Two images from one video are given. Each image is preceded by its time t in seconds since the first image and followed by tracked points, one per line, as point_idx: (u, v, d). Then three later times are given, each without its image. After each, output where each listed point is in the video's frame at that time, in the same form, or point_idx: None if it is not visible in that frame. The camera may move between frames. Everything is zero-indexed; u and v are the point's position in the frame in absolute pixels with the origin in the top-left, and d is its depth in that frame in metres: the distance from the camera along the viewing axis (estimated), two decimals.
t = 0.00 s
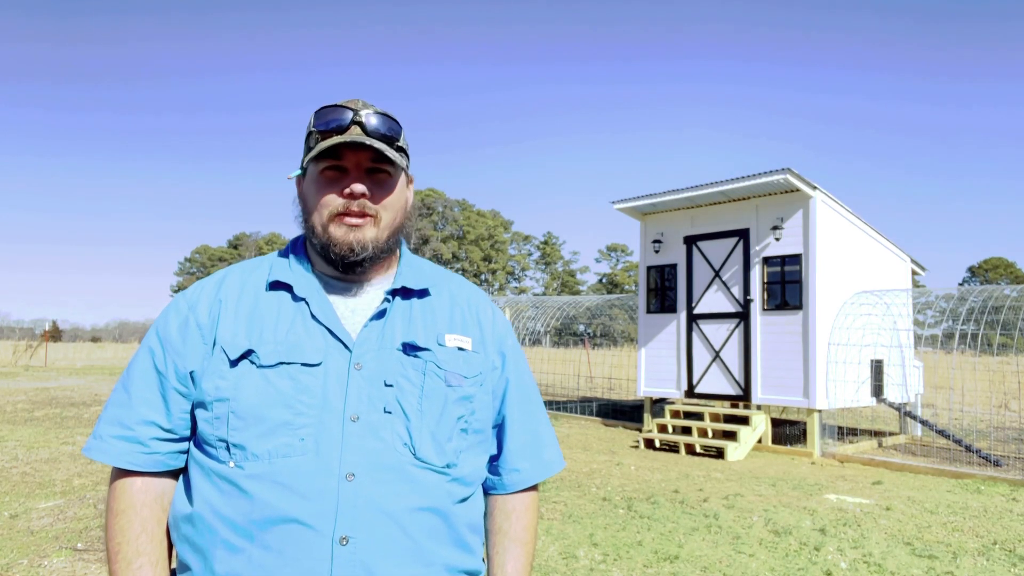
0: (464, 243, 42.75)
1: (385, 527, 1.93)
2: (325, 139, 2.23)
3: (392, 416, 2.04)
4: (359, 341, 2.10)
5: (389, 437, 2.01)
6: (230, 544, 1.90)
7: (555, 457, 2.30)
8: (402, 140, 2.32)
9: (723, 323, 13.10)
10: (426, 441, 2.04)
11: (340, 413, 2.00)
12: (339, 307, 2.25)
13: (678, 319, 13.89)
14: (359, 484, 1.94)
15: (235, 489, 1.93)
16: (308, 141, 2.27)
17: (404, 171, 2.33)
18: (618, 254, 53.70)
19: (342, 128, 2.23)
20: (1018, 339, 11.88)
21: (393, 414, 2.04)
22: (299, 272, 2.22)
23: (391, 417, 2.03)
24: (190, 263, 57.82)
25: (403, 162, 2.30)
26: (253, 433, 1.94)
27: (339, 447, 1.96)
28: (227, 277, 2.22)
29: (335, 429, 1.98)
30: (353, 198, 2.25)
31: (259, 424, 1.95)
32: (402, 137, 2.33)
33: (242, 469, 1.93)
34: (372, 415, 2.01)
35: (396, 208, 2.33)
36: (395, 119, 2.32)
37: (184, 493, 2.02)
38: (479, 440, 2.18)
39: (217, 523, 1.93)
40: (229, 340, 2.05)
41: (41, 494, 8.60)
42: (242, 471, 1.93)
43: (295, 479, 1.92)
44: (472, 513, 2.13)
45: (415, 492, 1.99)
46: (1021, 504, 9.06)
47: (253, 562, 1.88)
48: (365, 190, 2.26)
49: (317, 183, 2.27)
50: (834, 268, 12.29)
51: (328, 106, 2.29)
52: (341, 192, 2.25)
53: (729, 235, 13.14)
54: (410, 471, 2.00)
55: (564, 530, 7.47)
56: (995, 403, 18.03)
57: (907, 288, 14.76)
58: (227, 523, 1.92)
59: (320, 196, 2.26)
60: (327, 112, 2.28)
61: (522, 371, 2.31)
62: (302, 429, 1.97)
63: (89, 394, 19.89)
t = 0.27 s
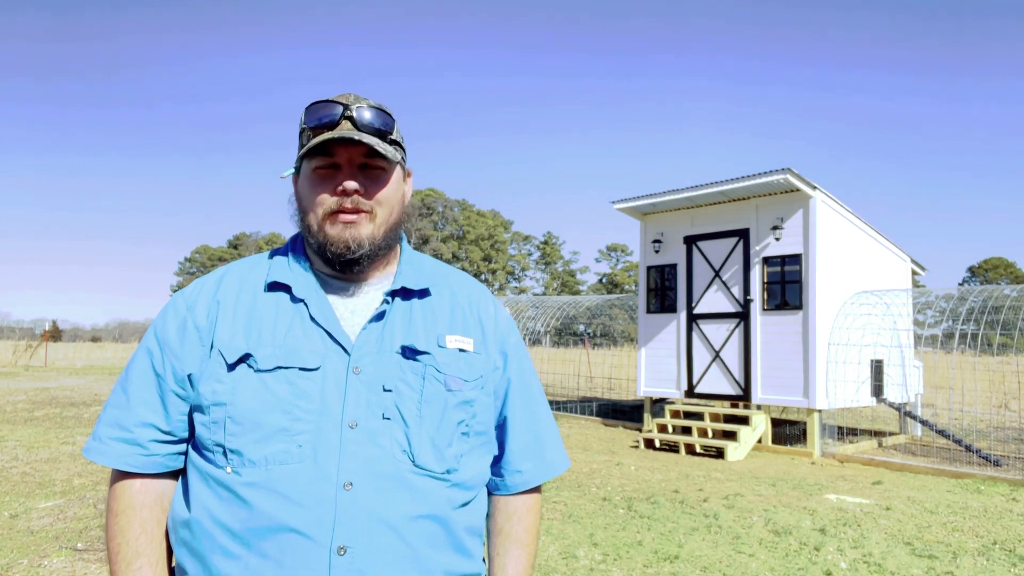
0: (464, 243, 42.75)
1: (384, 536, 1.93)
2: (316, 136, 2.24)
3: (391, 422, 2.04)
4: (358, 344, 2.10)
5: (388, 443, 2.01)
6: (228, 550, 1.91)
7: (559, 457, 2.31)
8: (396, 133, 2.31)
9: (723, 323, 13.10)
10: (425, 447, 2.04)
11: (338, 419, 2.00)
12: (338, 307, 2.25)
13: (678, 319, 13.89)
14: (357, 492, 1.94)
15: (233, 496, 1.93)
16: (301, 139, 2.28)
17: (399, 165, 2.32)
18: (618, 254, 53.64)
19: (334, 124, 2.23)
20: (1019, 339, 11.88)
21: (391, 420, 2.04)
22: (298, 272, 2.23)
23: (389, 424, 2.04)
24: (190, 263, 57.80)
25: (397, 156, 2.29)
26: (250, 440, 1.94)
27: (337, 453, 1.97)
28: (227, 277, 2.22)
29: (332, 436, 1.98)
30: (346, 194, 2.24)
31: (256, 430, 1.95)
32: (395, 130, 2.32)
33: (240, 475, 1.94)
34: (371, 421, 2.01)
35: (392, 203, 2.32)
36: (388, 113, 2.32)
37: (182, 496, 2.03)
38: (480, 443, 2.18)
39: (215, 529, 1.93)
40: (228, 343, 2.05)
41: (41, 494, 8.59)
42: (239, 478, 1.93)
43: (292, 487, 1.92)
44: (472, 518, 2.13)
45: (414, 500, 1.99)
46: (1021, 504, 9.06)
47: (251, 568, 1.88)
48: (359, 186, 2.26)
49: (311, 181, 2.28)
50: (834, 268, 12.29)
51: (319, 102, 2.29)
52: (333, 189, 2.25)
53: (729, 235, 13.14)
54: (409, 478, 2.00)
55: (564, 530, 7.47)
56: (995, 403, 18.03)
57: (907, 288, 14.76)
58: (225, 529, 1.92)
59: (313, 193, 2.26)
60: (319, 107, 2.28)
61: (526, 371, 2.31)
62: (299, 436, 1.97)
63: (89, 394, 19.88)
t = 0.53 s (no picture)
0: (464, 243, 42.75)
1: (389, 527, 1.93)
2: (312, 139, 2.24)
3: (395, 415, 2.04)
4: (362, 339, 2.10)
5: (393, 436, 2.01)
6: (233, 544, 1.90)
7: (561, 455, 2.30)
8: (391, 133, 2.31)
9: (723, 323, 13.11)
10: (429, 440, 2.04)
11: (342, 413, 2.00)
12: (341, 306, 2.25)
13: (678, 319, 13.89)
14: (362, 483, 1.94)
15: (238, 489, 1.93)
16: (298, 143, 2.28)
17: (396, 164, 2.32)
18: (618, 255, 53.59)
19: (328, 126, 2.23)
20: (1018, 339, 11.89)
21: (396, 413, 2.04)
22: (301, 271, 2.23)
23: (394, 416, 2.03)
24: (190, 263, 57.78)
25: (393, 155, 2.28)
26: (255, 433, 1.95)
27: (342, 445, 1.96)
28: (230, 277, 2.23)
29: (337, 428, 1.97)
30: (345, 195, 2.24)
31: (261, 423, 1.95)
32: (390, 130, 2.31)
33: (245, 468, 1.93)
34: (375, 414, 2.01)
35: (390, 203, 2.32)
36: (382, 114, 2.31)
37: (186, 494, 2.02)
38: (484, 438, 2.18)
39: (221, 523, 1.92)
40: (231, 339, 2.05)
41: (41, 494, 8.59)
42: (244, 471, 1.93)
43: (297, 478, 1.92)
44: (476, 512, 2.13)
45: (418, 492, 1.99)
46: (1021, 503, 9.06)
47: (255, 561, 1.88)
48: (356, 186, 2.25)
49: (309, 185, 2.28)
50: (834, 268, 12.29)
51: (314, 105, 2.30)
52: (332, 191, 2.25)
53: (729, 235, 13.14)
54: (413, 470, 2.00)
55: (564, 530, 7.47)
56: (995, 403, 18.04)
57: (907, 288, 14.77)
58: (231, 522, 1.92)
59: (312, 196, 2.27)
60: (314, 111, 2.28)
61: (528, 368, 2.31)
62: (304, 428, 1.96)
63: (89, 394, 19.87)
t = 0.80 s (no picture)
0: (464, 242, 42.73)
1: (393, 519, 1.93)
2: (312, 143, 2.24)
3: (397, 409, 2.04)
4: (364, 337, 2.10)
5: (395, 430, 2.01)
6: (238, 539, 1.90)
7: (561, 454, 2.30)
8: (390, 137, 2.30)
9: (723, 323, 13.11)
10: (431, 434, 2.04)
11: (345, 408, 2.00)
12: (342, 307, 2.25)
13: (678, 319, 13.89)
14: (366, 476, 1.94)
15: (242, 484, 1.93)
16: (298, 148, 2.28)
17: (395, 168, 2.32)
18: (618, 254, 53.54)
19: (329, 132, 2.23)
20: (1018, 339, 11.89)
21: (398, 408, 2.04)
22: (302, 272, 2.23)
23: (396, 411, 2.03)
24: (189, 263, 57.76)
25: (393, 159, 2.28)
26: (259, 428, 1.94)
27: (345, 439, 1.96)
28: (231, 280, 2.22)
29: (340, 423, 1.98)
30: (344, 200, 2.25)
31: (265, 419, 1.95)
32: (390, 135, 2.31)
33: (250, 463, 1.93)
34: (378, 409, 2.01)
35: (389, 206, 2.32)
36: (382, 118, 2.31)
37: (189, 493, 2.02)
38: (485, 435, 2.18)
39: (225, 519, 1.92)
40: (234, 338, 2.05)
41: (41, 494, 8.58)
42: (249, 466, 1.93)
43: (301, 472, 1.92)
44: (478, 508, 2.13)
45: (422, 485, 1.99)
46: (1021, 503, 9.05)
47: (261, 556, 1.87)
48: (356, 190, 2.26)
49: (310, 189, 2.28)
50: (834, 268, 12.29)
51: (314, 110, 2.30)
52: (332, 195, 2.26)
53: (729, 235, 13.14)
54: (416, 464, 2.00)
55: (564, 530, 7.47)
56: (995, 403, 18.04)
57: (907, 288, 14.77)
58: (236, 517, 1.91)
59: (313, 200, 2.27)
60: (315, 116, 2.29)
61: (528, 367, 2.31)
62: (307, 423, 1.96)
63: (89, 394, 19.85)
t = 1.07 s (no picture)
0: (464, 242, 42.73)
1: (394, 519, 1.93)
2: (315, 144, 2.24)
3: (397, 410, 2.04)
4: (364, 338, 2.10)
5: (395, 430, 2.01)
6: (239, 538, 1.90)
7: (560, 455, 2.30)
8: (393, 139, 2.30)
9: (723, 323, 13.11)
10: (431, 434, 2.04)
11: (345, 408, 2.00)
12: (342, 307, 2.25)
13: (678, 319, 13.89)
14: (366, 475, 1.94)
15: (243, 483, 1.93)
16: (301, 149, 2.28)
17: (397, 170, 2.32)
18: (618, 254, 53.50)
19: (332, 133, 2.23)
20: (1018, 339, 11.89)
21: (398, 408, 2.04)
22: (302, 273, 2.23)
23: (396, 411, 2.04)
24: (189, 263, 57.74)
25: (395, 161, 2.28)
26: (260, 428, 1.94)
27: (345, 439, 1.96)
28: (232, 281, 2.22)
29: (340, 422, 1.98)
30: (346, 200, 2.25)
31: (266, 418, 1.95)
32: (392, 136, 2.31)
33: (251, 463, 1.93)
34: (378, 409, 2.01)
35: (390, 207, 2.32)
36: (384, 120, 2.31)
37: (190, 493, 2.02)
38: (484, 435, 2.18)
39: (226, 518, 1.92)
40: (235, 339, 2.05)
41: (40, 494, 8.58)
42: (250, 465, 1.92)
43: (302, 471, 1.92)
44: (478, 507, 2.13)
45: (422, 484, 1.99)
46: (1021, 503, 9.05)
47: (261, 555, 1.87)
48: (358, 191, 2.26)
49: (311, 189, 2.28)
50: (834, 268, 12.30)
51: (317, 112, 2.30)
52: (334, 196, 2.26)
53: (729, 235, 13.14)
54: (416, 463, 2.00)
55: (564, 530, 7.47)
56: (995, 403, 18.05)
57: (907, 288, 14.77)
58: (237, 517, 1.91)
59: (314, 201, 2.27)
60: (317, 117, 2.28)
61: (527, 368, 2.31)
62: (307, 423, 1.96)
63: (89, 394, 19.85)
